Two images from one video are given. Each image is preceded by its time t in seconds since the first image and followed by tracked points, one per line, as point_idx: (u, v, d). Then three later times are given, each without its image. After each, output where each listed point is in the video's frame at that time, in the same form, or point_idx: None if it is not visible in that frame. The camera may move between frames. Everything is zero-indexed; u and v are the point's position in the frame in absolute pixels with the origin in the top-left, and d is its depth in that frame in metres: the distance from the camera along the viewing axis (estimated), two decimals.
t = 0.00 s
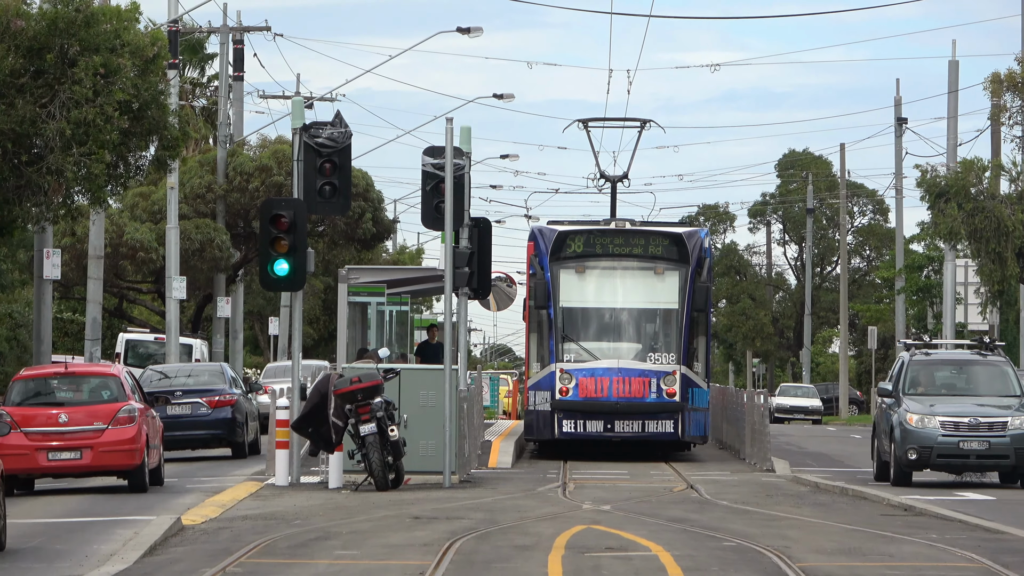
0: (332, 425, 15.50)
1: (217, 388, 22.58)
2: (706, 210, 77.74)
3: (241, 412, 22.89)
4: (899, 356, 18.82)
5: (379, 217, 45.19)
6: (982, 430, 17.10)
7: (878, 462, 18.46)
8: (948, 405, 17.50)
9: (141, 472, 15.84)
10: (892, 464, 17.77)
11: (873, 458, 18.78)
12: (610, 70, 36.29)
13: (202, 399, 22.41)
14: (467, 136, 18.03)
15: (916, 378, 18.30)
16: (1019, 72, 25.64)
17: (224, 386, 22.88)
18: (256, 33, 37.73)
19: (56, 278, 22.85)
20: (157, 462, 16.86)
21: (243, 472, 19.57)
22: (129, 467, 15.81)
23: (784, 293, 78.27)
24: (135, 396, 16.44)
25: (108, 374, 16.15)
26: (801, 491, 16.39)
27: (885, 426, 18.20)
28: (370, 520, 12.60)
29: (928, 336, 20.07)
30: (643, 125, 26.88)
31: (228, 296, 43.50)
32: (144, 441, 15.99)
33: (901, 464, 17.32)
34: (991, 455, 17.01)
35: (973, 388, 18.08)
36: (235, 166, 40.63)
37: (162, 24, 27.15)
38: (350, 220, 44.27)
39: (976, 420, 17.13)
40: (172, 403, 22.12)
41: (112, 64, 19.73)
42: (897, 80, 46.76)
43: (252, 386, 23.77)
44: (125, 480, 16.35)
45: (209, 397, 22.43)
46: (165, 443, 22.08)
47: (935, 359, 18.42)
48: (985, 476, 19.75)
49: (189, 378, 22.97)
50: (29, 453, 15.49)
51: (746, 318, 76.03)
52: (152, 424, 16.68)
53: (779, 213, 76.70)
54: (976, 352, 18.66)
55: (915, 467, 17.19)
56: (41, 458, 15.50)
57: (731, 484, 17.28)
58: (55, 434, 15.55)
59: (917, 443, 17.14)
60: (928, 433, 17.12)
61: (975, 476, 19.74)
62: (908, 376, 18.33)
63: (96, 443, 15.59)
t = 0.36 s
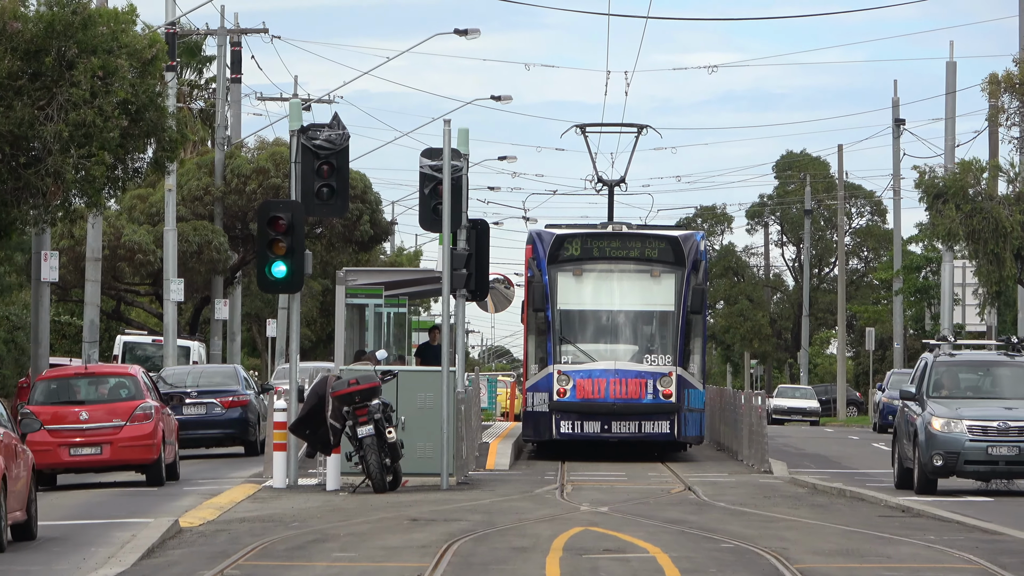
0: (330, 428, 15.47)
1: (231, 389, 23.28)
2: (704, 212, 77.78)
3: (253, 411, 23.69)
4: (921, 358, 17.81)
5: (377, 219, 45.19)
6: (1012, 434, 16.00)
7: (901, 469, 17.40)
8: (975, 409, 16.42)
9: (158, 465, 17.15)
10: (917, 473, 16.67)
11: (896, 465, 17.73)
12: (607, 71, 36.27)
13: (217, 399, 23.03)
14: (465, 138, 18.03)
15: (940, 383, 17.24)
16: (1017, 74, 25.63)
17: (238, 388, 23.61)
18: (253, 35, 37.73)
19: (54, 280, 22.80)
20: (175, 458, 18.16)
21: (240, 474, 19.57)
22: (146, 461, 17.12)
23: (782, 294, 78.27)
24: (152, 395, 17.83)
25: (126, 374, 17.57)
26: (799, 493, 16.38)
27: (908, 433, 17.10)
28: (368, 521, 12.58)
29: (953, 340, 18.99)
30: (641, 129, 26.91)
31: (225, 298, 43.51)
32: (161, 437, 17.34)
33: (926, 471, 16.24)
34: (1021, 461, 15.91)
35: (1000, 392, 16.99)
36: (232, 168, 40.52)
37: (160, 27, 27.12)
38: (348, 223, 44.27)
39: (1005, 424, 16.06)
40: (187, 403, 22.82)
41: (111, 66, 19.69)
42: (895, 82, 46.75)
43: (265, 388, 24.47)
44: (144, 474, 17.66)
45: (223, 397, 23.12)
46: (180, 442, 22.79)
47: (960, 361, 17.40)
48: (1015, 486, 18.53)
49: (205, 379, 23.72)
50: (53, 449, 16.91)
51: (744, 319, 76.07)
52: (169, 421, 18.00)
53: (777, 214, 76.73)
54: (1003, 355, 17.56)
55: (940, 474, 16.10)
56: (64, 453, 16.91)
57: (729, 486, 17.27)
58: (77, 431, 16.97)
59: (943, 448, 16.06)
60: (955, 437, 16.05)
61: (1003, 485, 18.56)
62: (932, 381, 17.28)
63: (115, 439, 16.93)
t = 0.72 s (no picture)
0: (325, 432, 15.44)
1: (241, 390, 24.80)
2: (700, 215, 77.83)
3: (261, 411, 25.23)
4: (945, 360, 16.90)
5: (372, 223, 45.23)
6: None
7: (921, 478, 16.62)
8: (1002, 415, 15.61)
9: (171, 463, 18.62)
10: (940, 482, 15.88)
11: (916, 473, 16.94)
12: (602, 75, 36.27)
13: (228, 400, 24.59)
14: (461, 141, 18.03)
15: (964, 386, 16.40)
16: (1012, 77, 25.65)
17: (248, 388, 25.08)
18: (249, 39, 37.73)
19: (50, 285, 22.78)
20: (188, 456, 19.65)
21: (236, 477, 19.55)
22: (160, 460, 18.58)
23: (778, 298, 78.27)
24: (165, 396, 19.29)
25: (141, 376, 18.98)
26: (795, 496, 16.37)
27: (930, 440, 16.32)
28: (365, 526, 12.57)
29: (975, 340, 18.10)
30: (636, 136, 26.96)
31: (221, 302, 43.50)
32: (174, 437, 18.79)
33: (950, 480, 15.45)
34: None
35: None
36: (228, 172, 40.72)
37: (155, 31, 27.09)
38: (344, 227, 44.27)
39: None
40: (199, 404, 24.34)
41: (106, 70, 19.69)
42: (891, 85, 46.83)
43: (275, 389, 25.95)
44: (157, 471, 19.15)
45: (233, 399, 24.63)
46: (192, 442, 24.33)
47: (985, 364, 16.52)
48: None
49: (217, 380, 25.24)
50: (74, 447, 18.27)
51: (740, 323, 76.12)
52: (181, 421, 19.50)
53: (773, 217, 76.78)
54: None
55: (965, 483, 15.31)
56: (84, 451, 18.28)
57: (725, 489, 17.26)
58: (96, 431, 18.36)
59: (968, 456, 15.26)
60: (980, 446, 15.25)
61: None
62: (955, 385, 16.44)
63: (132, 439, 18.41)
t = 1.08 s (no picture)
0: (320, 437, 15.41)
1: (249, 395, 25.43)
2: (694, 220, 77.89)
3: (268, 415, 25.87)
4: (967, 364, 15.99)
5: (367, 228, 45.23)
6: None
7: (943, 488, 15.85)
8: None
9: (184, 462, 19.60)
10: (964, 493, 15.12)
11: (938, 480, 16.16)
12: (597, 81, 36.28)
13: (236, 404, 25.20)
14: (455, 147, 17.98)
15: (988, 392, 15.55)
16: (1006, 82, 25.70)
17: (255, 393, 25.74)
18: (244, 44, 37.73)
19: (45, 289, 22.75)
20: (201, 458, 20.60)
21: (230, 483, 19.53)
22: (174, 459, 19.57)
23: (773, 303, 78.31)
24: (181, 399, 20.32)
25: (156, 380, 20.07)
26: (790, 502, 16.37)
27: (953, 448, 15.53)
28: (359, 530, 12.57)
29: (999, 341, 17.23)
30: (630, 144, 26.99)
31: (216, 307, 43.48)
32: (188, 437, 19.79)
33: (974, 492, 14.69)
34: None
35: None
36: (223, 177, 40.67)
37: (150, 35, 27.06)
38: (339, 231, 44.26)
39: None
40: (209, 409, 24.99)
41: (102, 75, 19.65)
42: (886, 91, 46.93)
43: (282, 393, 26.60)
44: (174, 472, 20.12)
45: (242, 403, 25.28)
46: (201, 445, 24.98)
47: (1010, 367, 15.67)
48: None
49: (225, 386, 25.91)
50: (91, 445, 19.45)
51: (735, 328, 76.14)
52: (196, 424, 20.45)
53: (768, 223, 76.85)
54: None
55: (990, 495, 14.53)
56: (101, 450, 19.44)
57: (720, 495, 17.26)
58: (112, 430, 19.50)
59: (993, 468, 14.48)
60: (1006, 456, 14.46)
61: None
62: (979, 390, 15.59)
63: (146, 438, 19.44)
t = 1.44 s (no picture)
0: (317, 443, 15.44)
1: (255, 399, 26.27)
2: (689, 227, 77.93)
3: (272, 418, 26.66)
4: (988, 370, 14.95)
5: (362, 234, 45.24)
6: None
7: (964, 502, 14.83)
8: None
9: (197, 466, 20.48)
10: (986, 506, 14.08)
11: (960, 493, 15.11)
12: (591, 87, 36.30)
13: (242, 408, 26.02)
14: (450, 152, 18.00)
15: (1010, 400, 14.51)
16: (1001, 89, 25.75)
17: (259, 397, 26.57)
18: (239, 50, 37.73)
19: (39, 296, 22.73)
20: (213, 461, 21.46)
21: (226, 489, 19.49)
22: (187, 463, 20.45)
23: (768, 309, 78.32)
24: (195, 406, 21.18)
25: (170, 389, 20.96)
26: (785, 508, 16.36)
27: (974, 460, 14.50)
28: (355, 537, 12.57)
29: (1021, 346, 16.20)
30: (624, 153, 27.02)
31: (211, 313, 43.44)
32: (201, 442, 20.65)
33: (997, 505, 13.66)
34: None
35: None
36: (218, 183, 40.67)
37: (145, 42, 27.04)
38: (334, 238, 44.26)
39: None
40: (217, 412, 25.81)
41: (97, 81, 19.65)
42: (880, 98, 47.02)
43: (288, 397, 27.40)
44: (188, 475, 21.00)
45: (248, 407, 26.10)
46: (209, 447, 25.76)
47: None
48: None
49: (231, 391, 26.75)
50: (109, 452, 20.32)
51: (730, 334, 76.15)
52: (209, 429, 21.31)
53: (763, 229, 76.92)
54: None
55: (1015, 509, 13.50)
56: (118, 455, 20.31)
57: (715, 501, 17.24)
58: (129, 437, 20.37)
59: (1016, 480, 13.46)
60: None
61: None
62: (1001, 398, 14.55)
63: (161, 444, 20.31)
